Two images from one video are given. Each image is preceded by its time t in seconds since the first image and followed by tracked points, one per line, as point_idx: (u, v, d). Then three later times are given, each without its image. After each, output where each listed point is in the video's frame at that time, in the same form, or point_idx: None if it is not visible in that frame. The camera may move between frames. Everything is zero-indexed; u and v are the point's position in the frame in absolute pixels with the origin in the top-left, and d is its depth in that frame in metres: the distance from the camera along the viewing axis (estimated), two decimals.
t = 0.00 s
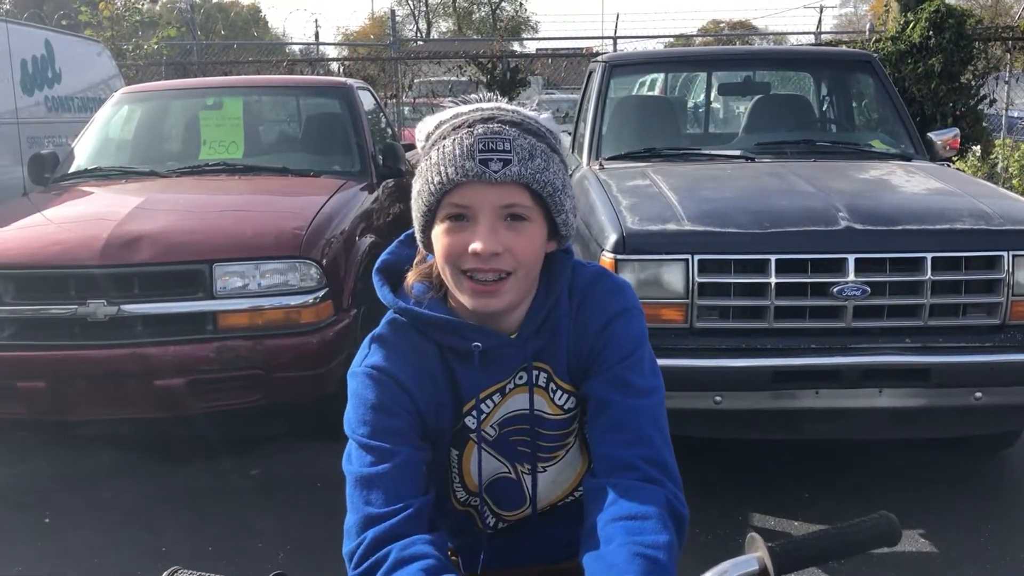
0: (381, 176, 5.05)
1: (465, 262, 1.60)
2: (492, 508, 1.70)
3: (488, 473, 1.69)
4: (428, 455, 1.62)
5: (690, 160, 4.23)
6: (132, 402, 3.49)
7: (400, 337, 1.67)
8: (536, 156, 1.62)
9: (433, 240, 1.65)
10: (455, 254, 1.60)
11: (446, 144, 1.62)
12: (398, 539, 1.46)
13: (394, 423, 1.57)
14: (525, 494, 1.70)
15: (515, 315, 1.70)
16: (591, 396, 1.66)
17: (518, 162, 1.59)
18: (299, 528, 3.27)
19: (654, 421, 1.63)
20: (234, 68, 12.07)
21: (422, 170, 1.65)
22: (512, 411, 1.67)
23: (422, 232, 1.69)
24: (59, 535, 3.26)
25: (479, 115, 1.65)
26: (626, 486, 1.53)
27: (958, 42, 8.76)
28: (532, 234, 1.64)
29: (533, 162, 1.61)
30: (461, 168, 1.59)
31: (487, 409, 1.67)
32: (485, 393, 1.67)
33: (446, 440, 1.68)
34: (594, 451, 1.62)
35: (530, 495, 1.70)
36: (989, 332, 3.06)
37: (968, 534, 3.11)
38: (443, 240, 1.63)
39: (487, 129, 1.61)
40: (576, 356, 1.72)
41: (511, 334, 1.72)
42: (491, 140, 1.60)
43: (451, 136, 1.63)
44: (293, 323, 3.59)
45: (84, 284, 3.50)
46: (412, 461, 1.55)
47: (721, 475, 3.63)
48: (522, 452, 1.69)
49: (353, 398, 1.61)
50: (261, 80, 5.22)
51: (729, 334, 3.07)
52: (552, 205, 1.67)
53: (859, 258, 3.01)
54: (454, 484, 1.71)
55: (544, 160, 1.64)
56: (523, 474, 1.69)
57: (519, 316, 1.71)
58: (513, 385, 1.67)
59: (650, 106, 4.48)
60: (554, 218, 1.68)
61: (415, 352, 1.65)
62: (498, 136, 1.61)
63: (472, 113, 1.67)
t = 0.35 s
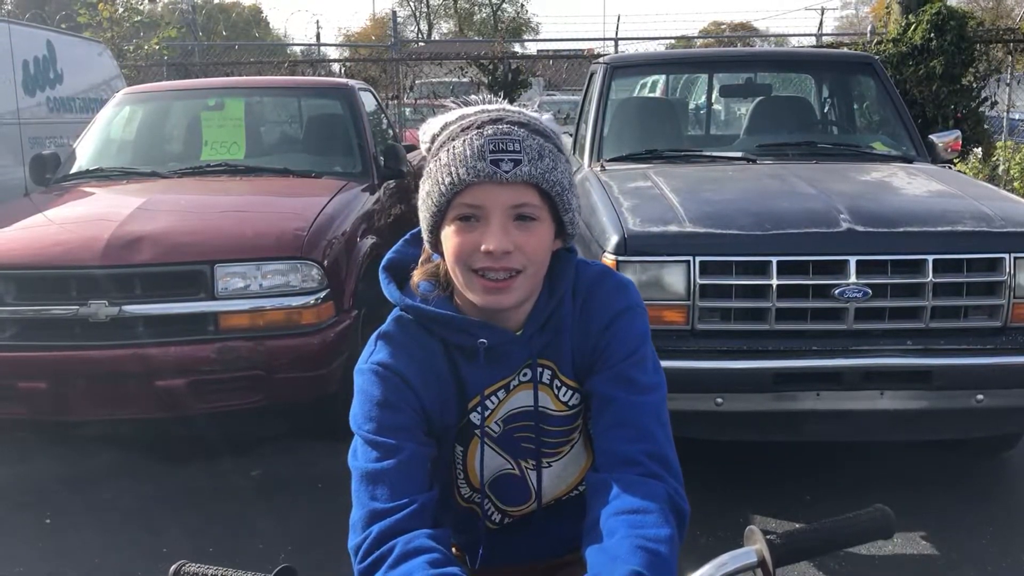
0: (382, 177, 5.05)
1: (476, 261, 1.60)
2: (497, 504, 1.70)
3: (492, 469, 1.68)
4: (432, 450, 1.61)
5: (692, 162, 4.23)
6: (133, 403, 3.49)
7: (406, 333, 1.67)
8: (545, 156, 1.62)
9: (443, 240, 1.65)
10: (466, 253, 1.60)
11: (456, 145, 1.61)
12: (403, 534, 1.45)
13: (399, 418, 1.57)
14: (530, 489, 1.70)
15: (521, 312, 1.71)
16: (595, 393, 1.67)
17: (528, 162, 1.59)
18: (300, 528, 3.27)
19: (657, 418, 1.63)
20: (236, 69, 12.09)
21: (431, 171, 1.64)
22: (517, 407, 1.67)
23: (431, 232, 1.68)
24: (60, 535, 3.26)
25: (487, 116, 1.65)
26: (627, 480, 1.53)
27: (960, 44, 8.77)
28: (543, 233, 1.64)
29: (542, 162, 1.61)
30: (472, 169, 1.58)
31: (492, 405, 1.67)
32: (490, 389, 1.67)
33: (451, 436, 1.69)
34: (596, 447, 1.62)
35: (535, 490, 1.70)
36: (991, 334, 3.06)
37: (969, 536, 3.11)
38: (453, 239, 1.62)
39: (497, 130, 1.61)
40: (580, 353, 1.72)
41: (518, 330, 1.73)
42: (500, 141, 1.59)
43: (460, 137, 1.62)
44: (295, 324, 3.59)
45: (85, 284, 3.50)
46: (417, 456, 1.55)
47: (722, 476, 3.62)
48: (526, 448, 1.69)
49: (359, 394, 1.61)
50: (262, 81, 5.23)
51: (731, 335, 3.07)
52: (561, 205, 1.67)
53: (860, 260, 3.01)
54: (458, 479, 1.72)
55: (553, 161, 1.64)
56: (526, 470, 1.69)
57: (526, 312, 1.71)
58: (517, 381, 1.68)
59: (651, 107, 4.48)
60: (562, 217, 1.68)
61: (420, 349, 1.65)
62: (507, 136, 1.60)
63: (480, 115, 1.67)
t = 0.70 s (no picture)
0: (384, 176, 5.05)
1: (485, 260, 1.59)
2: (503, 497, 1.70)
3: (499, 462, 1.68)
4: (440, 443, 1.61)
5: (694, 162, 4.22)
6: (134, 401, 3.48)
7: (415, 327, 1.67)
8: (553, 156, 1.62)
9: (452, 239, 1.64)
10: (475, 253, 1.60)
11: (465, 145, 1.61)
12: (411, 524, 1.44)
13: (407, 411, 1.57)
14: (537, 483, 1.69)
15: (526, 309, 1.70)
16: (601, 386, 1.67)
17: (537, 162, 1.59)
18: (300, 528, 3.27)
19: (663, 412, 1.63)
20: (237, 68, 12.09)
21: (440, 171, 1.64)
22: (523, 402, 1.67)
23: (439, 231, 1.68)
24: (60, 533, 3.26)
25: (496, 116, 1.65)
26: (635, 472, 1.52)
27: (962, 45, 8.78)
28: (550, 233, 1.64)
29: (550, 162, 1.61)
30: (481, 169, 1.58)
31: (499, 399, 1.67)
32: (497, 383, 1.67)
33: (458, 429, 1.68)
34: (603, 441, 1.62)
35: (542, 484, 1.70)
36: (992, 335, 3.05)
37: (970, 538, 3.10)
38: (462, 239, 1.62)
39: (505, 131, 1.61)
40: (587, 348, 1.72)
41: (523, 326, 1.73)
42: (509, 142, 1.59)
43: (469, 136, 1.62)
44: (296, 323, 3.59)
45: (86, 282, 3.50)
46: (426, 449, 1.55)
47: (723, 476, 3.62)
48: (533, 442, 1.69)
49: (368, 386, 1.61)
50: (264, 79, 5.22)
51: (732, 335, 3.07)
52: (568, 205, 1.67)
53: (862, 261, 3.01)
54: (464, 471, 1.70)
55: (561, 160, 1.64)
56: (533, 463, 1.69)
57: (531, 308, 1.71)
58: (524, 376, 1.68)
59: (653, 107, 4.48)
60: (570, 217, 1.68)
61: (428, 343, 1.66)
62: (516, 137, 1.60)
63: (488, 114, 1.67)
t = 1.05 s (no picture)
0: (385, 175, 5.05)
1: (502, 259, 1.59)
2: (514, 486, 1.70)
3: (510, 453, 1.68)
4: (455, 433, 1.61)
5: (695, 162, 4.22)
6: (135, 398, 3.49)
7: (430, 320, 1.67)
8: (566, 154, 1.62)
9: (467, 239, 1.64)
10: (491, 251, 1.59)
11: (480, 145, 1.61)
12: (433, 508, 1.45)
13: (425, 401, 1.57)
14: (547, 474, 1.70)
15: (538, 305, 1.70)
16: (613, 379, 1.67)
17: (551, 160, 1.59)
18: (300, 525, 3.27)
19: (673, 404, 1.64)
20: (239, 66, 12.09)
21: (454, 172, 1.64)
22: (535, 394, 1.68)
23: (453, 232, 1.67)
24: (60, 530, 3.26)
25: (508, 116, 1.65)
26: (647, 463, 1.53)
27: (963, 46, 8.79)
28: (565, 230, 1.64)
29: (564, 160, 1.61)
30: (497, 169, 1.58)
31: (511, 391, 1.67)
32: (510, 375, 1.67)
33: (471, 421, 1.67)
34: (613, 433, 1.63)
35: (551, 474, 1.71)
36: (992, 336, 3.06)
37: (970, 538, 3.11)
38: (477, 237, 1.61)
39: (519, 130, 1.61)
40: (598, 341, 1.73)
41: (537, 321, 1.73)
42: (523, 141, 1.59)
43: (483, 137, 1.62)
44: (297, 321, 3.59)
45: (87, 279, 3.50)
46: (443, 438, 1.55)
47: (723, 476, 3.62)
48: (544, 432, 1.69)
49: (385, 377, 1.61)
50: (266, 77, 5.22)
51: (733, 335, 3.07)
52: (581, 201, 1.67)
53: (863, 261, 3.02)
54: (477, 463, 1.70)
55: (574, 159, 1.64)
56: (543, 454, 1.69)
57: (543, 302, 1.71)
58: (536, 368, 1.68)
59: (655, 107, 4.48)
60: (583, 213, 1.68)
61: (444, 335, 1.65)
62: (529, 136, 1.60)
63: (500, 115, 1.67)
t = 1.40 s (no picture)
0: (383, 175, 5.05)
1: (525, 252, 1.59)
2: (525, 480, 1.70)
3: (523, 447, 1.69)
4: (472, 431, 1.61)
5: (693, 164, 4.23)
6: (133, 398, 3.49)
7: (448, 316, 1.66)
8: (591, 152, 1.63)
9: (489, 232, 1.63)
10: (514, 244, 1.60)
11: (506, 140, 1.60)
12: (449, 504, 1.45)
13: (444, 398, 1.58)
14: (559, 470, 1.71)
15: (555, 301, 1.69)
16: (627, 376, 1.68)
17: (577, 158, 1.60)
18: (298, 525, 3.27)
19: (686, 401, 1.66)
20: (237, 66, 12.09)
21: (478, 166, 1.63)
22: (551, 389, 1.68)
23: (473, 225, 1.67)
24: (59, 530, 3.26)
25: (535, 113, 1.65)
26: (665, 459, 1.55)
27: (961, 48, 8.81)
28: (586, 227, 1.64)
29: (589, 158, 1.62)
30: (525, 163, 1.58)
31: (528, 386, 1.67)
32: (528, 371, 1.67)
33: (487, 416, 1.67)
34: (625, 429, 1.64)
35: (562, 469, 1.71)
36: (989, 338, 3.06)
37: (967, 539, 3.12)
38: (500, 230, 1.61)
39: (546, 126, 1.61)
40: (612, 339, 1.73)
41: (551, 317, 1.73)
42: (550, 137, 1.60)
43: (509, 132, 1.61)
44: (295, 321, 3.59)
45: (85, 279, 3.50)
46: (461, 435, 1.56)
47: (721, 477, 3.63)
48: (556, 428, 1.70)
49: (403, 373, 1.61)
50: (264, 78, 5.22)
51: (731, 337, 3.08)
52: (603, 199, 1.67)
53: (860, 263, 3.02)
54: (489, 457, 1.70)
55: (597, 157, 1.64)
56: (555, 449, 1.70)
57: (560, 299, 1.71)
58: (552, 365, 1.68)
59: (652, 109, 4.49)
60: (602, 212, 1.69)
61: (462, 331, 1.65)
62: (556, 132, 1.61)
63: (525, 111, 1.67)
